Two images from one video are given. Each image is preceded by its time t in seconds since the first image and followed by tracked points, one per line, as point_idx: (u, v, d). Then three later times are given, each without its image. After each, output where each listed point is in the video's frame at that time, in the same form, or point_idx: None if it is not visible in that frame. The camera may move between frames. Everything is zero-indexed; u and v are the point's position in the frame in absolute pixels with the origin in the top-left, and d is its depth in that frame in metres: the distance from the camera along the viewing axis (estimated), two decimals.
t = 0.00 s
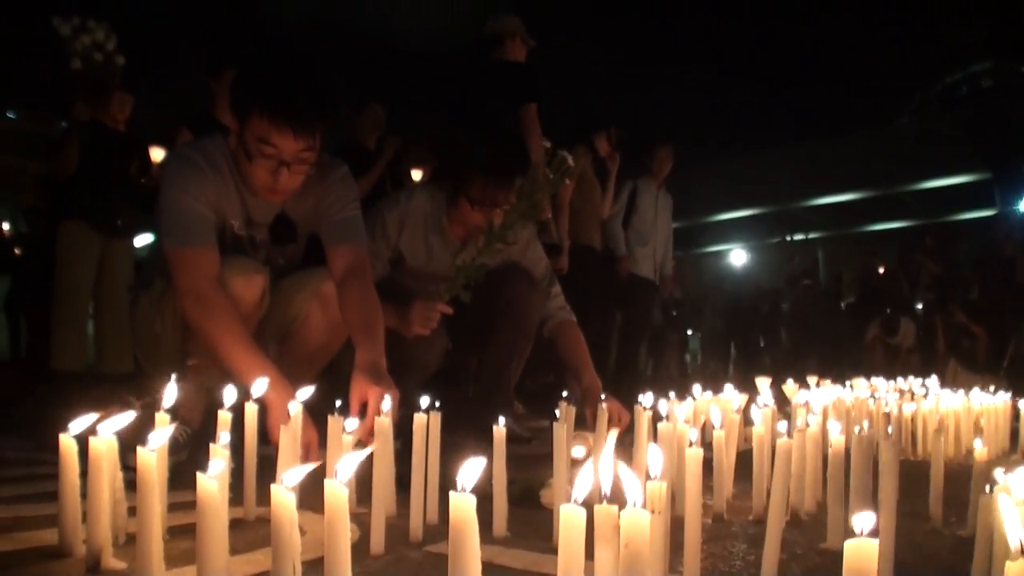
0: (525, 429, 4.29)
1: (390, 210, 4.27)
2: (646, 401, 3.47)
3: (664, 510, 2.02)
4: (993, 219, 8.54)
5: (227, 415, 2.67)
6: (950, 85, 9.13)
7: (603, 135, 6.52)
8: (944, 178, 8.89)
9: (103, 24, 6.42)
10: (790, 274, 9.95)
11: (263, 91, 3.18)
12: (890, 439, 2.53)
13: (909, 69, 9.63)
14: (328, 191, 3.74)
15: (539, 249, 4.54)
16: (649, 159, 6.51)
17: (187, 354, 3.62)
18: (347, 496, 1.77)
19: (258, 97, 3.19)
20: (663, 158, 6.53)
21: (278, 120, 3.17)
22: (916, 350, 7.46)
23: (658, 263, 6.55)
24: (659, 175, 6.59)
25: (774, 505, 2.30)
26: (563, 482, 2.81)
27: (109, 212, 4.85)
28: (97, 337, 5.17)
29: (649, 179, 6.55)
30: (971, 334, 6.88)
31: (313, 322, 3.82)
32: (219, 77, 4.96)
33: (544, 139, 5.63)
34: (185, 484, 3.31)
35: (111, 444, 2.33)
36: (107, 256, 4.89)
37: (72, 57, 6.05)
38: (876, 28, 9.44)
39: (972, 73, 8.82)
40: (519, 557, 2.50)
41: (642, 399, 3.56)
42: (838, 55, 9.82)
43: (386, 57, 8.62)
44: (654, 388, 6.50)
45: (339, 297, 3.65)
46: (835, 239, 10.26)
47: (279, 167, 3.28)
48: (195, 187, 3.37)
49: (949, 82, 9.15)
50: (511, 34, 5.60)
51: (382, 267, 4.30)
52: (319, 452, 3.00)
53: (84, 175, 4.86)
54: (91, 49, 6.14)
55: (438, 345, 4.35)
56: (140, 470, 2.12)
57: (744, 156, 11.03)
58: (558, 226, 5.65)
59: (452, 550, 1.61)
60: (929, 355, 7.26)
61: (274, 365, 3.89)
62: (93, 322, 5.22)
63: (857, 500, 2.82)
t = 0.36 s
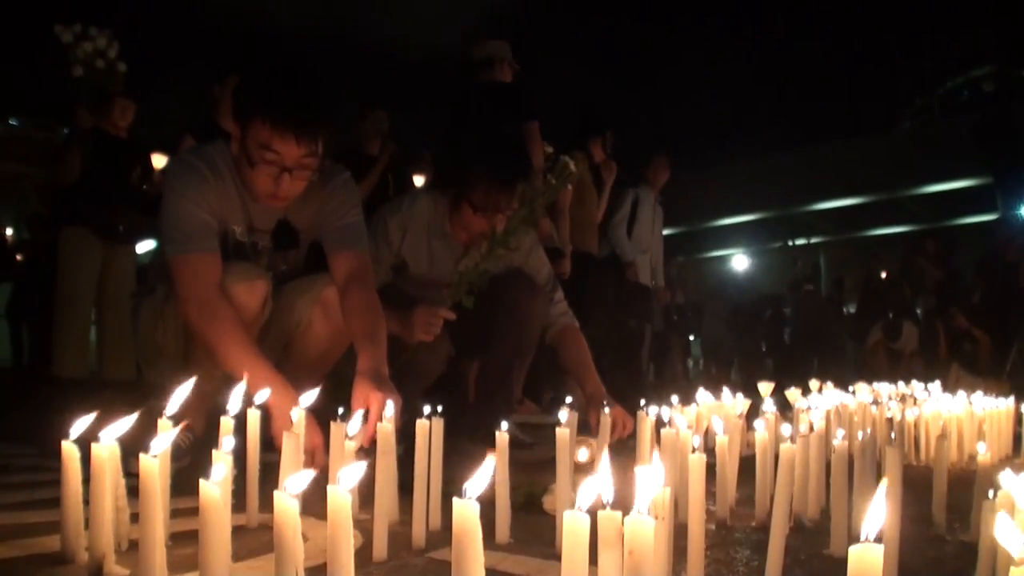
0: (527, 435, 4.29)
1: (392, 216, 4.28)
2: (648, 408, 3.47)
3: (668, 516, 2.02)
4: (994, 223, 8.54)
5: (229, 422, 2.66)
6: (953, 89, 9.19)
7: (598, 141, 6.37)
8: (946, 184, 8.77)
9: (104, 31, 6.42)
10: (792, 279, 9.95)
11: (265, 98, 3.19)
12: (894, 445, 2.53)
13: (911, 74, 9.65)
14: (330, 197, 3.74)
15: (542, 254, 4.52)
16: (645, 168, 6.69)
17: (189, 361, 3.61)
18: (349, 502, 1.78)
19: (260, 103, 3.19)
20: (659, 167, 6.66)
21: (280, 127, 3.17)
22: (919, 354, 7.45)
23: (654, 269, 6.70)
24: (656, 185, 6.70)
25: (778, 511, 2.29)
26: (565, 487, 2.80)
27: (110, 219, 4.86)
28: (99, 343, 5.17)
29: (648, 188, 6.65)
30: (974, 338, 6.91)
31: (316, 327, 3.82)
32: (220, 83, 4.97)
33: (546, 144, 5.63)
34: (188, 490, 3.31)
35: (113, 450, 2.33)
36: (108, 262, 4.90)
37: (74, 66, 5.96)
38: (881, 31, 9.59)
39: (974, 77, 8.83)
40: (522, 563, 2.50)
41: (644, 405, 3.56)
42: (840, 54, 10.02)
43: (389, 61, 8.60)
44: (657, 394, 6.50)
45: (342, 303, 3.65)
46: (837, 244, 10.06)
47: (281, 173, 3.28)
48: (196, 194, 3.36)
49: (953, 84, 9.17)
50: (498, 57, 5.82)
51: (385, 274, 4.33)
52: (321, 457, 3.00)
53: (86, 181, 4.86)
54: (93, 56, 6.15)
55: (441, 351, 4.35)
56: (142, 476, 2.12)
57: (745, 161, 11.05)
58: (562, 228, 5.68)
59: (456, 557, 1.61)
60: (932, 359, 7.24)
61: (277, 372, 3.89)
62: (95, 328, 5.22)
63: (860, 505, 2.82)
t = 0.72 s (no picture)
0: (528, 440, 4.29)
1: (393, 220, 4.29)
2: (648, 412, 3.46)
3: (667, 520, 2.02)
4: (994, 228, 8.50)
5: (229, 427, 2.66)
6: (953, 94, 9.33)
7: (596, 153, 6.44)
8: (944, 186, 8.72)
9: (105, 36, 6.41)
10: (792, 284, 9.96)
11: (268, 101, 3.20)
12: (894, 448, 2.53)
13: (911, 77, 9.72)
14: (330, 201, 3.74)
15: (542, 261, 4.54)
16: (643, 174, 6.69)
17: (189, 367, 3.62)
18: (349, 507, 1.78)
19: (263, 107, 3.21)
20: (657, 172, 6.67)
21: (283, 130, 3.18)
22: (919, 359, 7.45)
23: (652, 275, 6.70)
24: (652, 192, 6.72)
25: (777, 514, 2.30)
26: (565, 492, 2.80)
27: (110, 223, 4.86)
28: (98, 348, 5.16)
29: (646, 196, 6.67)
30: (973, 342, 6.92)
31: (316, 331, 3.82)
32: (221, 87, 4.97)
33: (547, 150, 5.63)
34: (188, 495, 3.31)
35: (114, 455, 2.33)
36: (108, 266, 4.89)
37: (75, 70, 5.97)
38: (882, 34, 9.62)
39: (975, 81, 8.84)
40: (523, 567, 2.50)
41: (645, 410, 3.56)
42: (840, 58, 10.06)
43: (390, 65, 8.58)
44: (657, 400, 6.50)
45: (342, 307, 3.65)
46: (837, 247, 10.08)
47: (283, 177, 3.29)
48: (193, 200, 3.37)
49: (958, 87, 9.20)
50: (519, 76, 5.74)
51: (384, 278, 4.36)
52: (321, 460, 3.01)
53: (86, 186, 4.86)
54: (93, 60, 6.13)
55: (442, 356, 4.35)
56: (143, 480, 2.13)
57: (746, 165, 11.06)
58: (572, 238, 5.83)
59: (456, 560, 1.62)
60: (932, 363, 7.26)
61: (277, 377, 3.90)
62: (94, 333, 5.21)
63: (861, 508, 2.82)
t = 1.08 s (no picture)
0: (528, 441, 4.30)
1: (394, 219, 4.29)
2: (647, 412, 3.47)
3: (666, 521, 2.02)
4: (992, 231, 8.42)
5: (228, 427, 2.65)
6: (953, 95, 9.28)
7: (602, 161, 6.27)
8: (943, 189, 8.67)
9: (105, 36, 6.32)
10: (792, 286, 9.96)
11: (274, 102, 3.21)
12: (894, 450, 2.53)
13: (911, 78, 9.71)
14: (329, 201, 3.74)
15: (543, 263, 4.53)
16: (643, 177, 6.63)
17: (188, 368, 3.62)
18: (348, 507, 1.79)
19: (270, 107, 3.21)
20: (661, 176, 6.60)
21: (289, 131, 3.18)
22: (919, 360, 7.45)
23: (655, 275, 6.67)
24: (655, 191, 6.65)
25: (776, 512, 2.30)
26: (564, 492, 2.80)
27: (111, 222, 4.85)
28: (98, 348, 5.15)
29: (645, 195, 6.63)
30: (973, 343, 6.92)
31: (317, 332, 3.82)
32: (222, 86, 4.97)
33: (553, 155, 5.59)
34: (188, 494, 3.31)
35: (113, 455, 2.33)
36: (109, 265, 4.89)
37: (75, 70, 5.96)
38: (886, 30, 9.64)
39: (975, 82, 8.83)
40: (523, 568, 2.50)
41: (643, 410, 3.56)
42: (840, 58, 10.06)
43: (390, 66, 8.67)
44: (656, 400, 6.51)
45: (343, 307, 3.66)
46: (837, 249, 10.09)
47: (286, 179, 3.28)
48: (190, 205, 3.37)
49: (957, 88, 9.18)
50: (533, 91, 5.65)
51: (385, 276, 4.36)
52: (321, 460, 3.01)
53: (87, 186, 4.86)
54: (95, 61, 6.06)
55: (441, 356, 4.35)
56: (141, 481, 2.12)
57: (745, 166, 11.07)
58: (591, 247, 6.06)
59: (455, 560, 1.62)
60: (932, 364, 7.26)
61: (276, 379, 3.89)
62: (94, 332, 5.21)
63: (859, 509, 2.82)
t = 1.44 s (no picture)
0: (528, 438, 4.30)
1: (401, 213, 4.29)
2: (647, 409, 3.46)
3: (666, 517, 2.02)
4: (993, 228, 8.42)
5: (228, 424, 2.65)
6: (954, 93, 9.41)
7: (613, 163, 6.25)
8: (946, 187, 8.61)
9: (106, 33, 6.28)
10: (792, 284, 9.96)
11: (298, 101, 3.21)
12: (894, 447, 2.52)
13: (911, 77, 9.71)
14: (331, 197, 3.74)
15: (545, 267, 4.57)
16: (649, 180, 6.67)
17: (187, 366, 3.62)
18: (349, 503, 1.78)
19: (293, 106, 3.21)
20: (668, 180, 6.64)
21: (313, 130, 3.19)
22: (918, 357, 7.45)
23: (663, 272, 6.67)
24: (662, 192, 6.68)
25: (777, 510, 2.30)
26: (565, 489, 2.80)
27: (110, 221, 4.85)
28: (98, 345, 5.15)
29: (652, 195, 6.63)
30: (973, 341, 6.92)
31: (319, 328, 3.80)
32: (222, 84, 4.97)
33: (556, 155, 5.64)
34: (188, 491, 3.32)
35: (113, 452, 2.33)
36: (109, 263, 4.89)
37: (75, 65, 5.92)
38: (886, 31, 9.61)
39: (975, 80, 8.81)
40: (524, 565, 2.50)
41: (644, 408, 3.56)
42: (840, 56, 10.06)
43: (390, 65, 8.76)
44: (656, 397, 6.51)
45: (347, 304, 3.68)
46: (837, 246, 10.09)
47: (302, 179, 3.29)
48: (190, 211, 3.35)
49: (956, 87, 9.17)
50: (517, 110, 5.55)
51: (388, 271, 4.35)
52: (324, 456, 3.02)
53: (87, 183, 4.85)
54: (96, 58, 6.03)
55: (438, 351, 4.40)
56: (141, 478, 2.12)
57: (745, 164, 11.06)
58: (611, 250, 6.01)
59: (455, 556, 1.62)
60: (932, 362, 7.25)
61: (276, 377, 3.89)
62: (95, 330, 5.21)
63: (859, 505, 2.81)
